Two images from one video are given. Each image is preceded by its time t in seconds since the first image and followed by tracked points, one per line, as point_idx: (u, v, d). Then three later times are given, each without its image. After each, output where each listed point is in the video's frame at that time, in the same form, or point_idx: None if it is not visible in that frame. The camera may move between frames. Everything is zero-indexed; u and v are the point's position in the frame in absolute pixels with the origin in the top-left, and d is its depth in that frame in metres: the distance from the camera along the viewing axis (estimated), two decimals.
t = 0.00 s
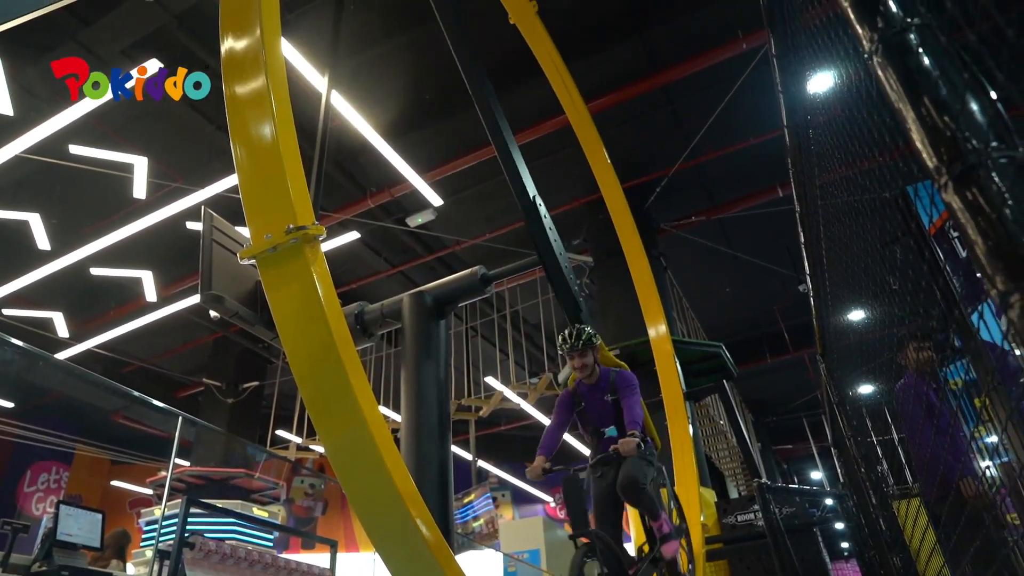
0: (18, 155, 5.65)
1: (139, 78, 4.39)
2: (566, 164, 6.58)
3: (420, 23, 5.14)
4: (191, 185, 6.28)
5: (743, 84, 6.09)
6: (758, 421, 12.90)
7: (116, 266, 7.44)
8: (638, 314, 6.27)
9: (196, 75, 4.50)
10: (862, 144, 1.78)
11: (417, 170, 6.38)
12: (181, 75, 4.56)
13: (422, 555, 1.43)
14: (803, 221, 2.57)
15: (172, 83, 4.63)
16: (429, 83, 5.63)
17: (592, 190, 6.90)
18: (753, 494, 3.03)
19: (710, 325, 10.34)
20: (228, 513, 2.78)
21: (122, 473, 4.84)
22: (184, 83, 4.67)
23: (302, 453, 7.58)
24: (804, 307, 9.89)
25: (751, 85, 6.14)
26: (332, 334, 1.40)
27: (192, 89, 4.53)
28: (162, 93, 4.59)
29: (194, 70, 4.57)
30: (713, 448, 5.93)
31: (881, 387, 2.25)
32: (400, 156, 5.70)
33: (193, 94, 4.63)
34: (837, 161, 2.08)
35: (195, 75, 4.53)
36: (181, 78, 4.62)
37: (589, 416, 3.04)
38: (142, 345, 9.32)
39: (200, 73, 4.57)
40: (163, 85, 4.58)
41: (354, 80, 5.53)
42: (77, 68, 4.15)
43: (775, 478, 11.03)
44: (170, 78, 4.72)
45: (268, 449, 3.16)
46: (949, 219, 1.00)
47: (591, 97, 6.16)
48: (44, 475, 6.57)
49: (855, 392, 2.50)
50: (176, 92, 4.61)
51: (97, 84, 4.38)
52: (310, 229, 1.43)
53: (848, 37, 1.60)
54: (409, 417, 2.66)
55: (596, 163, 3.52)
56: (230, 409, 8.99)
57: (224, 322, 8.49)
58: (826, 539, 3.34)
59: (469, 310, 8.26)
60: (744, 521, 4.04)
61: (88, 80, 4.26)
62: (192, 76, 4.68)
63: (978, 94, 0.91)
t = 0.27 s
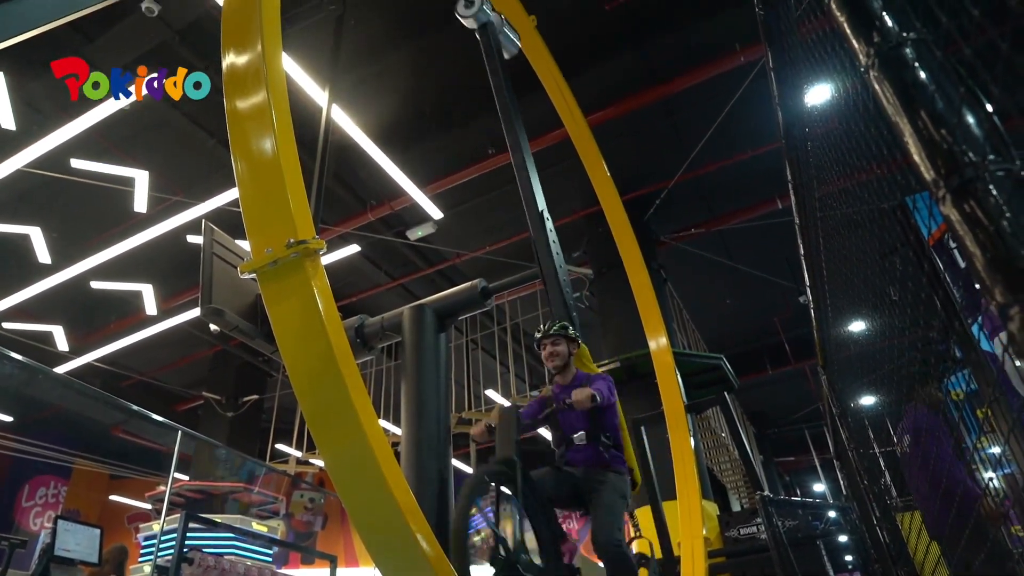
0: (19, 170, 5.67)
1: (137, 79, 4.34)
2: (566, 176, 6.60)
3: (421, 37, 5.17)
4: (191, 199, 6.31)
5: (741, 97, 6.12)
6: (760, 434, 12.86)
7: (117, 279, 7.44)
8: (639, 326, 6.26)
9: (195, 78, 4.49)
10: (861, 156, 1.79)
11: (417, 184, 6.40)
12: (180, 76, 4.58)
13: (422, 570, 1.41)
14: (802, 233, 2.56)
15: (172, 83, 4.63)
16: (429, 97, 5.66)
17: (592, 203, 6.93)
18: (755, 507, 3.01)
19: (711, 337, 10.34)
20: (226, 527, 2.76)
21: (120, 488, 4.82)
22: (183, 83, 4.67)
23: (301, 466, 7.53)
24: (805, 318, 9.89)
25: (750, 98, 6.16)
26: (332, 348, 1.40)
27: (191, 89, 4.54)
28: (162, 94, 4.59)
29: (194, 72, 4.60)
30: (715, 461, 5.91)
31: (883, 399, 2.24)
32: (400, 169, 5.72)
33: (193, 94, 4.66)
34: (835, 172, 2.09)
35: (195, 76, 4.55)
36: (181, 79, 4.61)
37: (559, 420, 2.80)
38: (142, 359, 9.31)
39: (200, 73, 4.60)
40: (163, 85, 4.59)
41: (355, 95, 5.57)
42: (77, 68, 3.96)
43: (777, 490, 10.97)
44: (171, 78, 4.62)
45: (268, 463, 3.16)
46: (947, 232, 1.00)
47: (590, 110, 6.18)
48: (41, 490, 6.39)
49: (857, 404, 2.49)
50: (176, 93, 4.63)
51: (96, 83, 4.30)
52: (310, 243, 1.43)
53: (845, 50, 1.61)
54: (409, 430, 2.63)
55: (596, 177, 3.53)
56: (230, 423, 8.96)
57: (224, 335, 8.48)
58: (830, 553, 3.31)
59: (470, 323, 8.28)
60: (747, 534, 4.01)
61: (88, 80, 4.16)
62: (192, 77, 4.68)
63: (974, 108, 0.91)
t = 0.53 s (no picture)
0: (20, 185, 5.69)
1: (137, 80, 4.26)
2: (566, 190, 6.62)
3: (421, 53, 5.21)
4: (192, 214, 6.33)
5: (740, 110, 6.16)
6: (762, 446, 12.81)
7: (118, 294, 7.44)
8: (640, 338, 6.25)
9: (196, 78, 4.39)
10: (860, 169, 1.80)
11: (417, 197, 6.42)
12: (181, 76, 4.47)
13: None
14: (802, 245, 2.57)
15: (172, 83, 4.50)
16: (430, 112, 5.69)
17: (592, 216, 6.95)
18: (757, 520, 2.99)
19: (712, 349, 10.32)
20: (226, 543, 2.74)
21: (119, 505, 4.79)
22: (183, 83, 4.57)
23: (301, 481, 7.48)
24: (805, 331, 9.89)
25: (748, 111, 6.19)
26: (332, 362, 1.40)
27: (191, 89, 4.44)
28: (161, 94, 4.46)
29: (194, 71, 4.52)
30: (717, 474, 5.88)
31: (886, 411, 2.23)
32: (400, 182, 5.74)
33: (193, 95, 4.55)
34: (834, 185, 2.09)
35: (195, 76, 4.45)
36: (181, 79, 4.52)
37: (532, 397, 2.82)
38: (142, 374, 9.30)
39: (201, 73, 4.50)
40: (162, 85, 4.46)
41: (356, 110, 5.60)
42: (78, 68, 3.84)
43: (781, 504, 10.90)
44: (172, 77, 4.51)
45: (269, 478, 3.15)
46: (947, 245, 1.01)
47: (589, 124, 6.21)
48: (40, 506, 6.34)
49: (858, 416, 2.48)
50: (176, 94, 4.48)
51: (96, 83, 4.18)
52: (311, 257, 1.44)
53: (842, 64, 1.62)
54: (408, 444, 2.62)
55: (596, 190, 3.55)
56: (230, 437, 8.93)
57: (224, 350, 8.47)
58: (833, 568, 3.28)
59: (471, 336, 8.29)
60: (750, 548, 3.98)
61: (87, 79, 4.05)
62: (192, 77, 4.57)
63: (971, 122, 0.92)
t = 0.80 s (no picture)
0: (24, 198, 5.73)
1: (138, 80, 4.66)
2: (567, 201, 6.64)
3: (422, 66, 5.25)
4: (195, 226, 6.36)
5: (740, 121, 6.17)
6: (766, 458, 12.76)
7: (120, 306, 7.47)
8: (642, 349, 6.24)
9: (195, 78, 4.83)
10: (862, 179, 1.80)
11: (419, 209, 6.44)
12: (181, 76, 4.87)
13: None
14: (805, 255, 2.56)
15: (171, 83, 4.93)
16: (431, 125, 5.72)
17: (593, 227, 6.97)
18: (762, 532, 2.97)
19: (714, 360, 10.31)
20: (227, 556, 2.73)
21: (120, 518, 4.79)
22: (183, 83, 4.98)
23: (302, 494, 7.45)
24: (808, 341, 9.87)
25: (748, 122, 6.21)
26: (334, 374, 1.39)
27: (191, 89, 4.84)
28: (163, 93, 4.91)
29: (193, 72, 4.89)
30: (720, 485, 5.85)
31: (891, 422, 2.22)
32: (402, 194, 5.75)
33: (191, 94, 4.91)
34: (837, 195, 2.09)
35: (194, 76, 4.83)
36: (181, 79, 4.91)
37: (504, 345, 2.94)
38: (144, 386, 9.31)
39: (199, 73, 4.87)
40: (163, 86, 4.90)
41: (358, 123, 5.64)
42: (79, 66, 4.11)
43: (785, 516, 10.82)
44: (171, 78, 4.94)
45: (270, 490, 3.15)
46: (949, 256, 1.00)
47: (590, 135, 6.24)
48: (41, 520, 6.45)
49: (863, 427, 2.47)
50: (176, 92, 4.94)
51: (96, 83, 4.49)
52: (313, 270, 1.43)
53: (843, 75, 1.62)
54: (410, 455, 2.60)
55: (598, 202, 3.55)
56: (231, 449, 8.92)
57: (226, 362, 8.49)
58: None
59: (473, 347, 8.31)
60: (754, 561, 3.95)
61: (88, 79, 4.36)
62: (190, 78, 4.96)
63: (971, 133, 0.92)
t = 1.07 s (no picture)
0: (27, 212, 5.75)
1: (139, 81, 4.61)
2: (568, 213, 6.66)
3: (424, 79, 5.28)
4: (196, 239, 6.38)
5: (741, 133, 6.19)
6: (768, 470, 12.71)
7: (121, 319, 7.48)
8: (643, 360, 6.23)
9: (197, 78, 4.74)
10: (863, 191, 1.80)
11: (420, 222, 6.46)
12: (181, 76, 4.80)
13: None
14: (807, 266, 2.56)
15: (173, 83, 4.84)
16: (432, 137, 5.75)
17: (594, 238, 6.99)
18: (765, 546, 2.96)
19: (716, 372, 10.29)
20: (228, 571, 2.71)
21: (120, 532, 4.77)
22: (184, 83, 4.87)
23: (303, 507, 7.42)
24: (810, 352, 9.86)
25: (749, 134, 6.23)
26: (336, 387, 1.39)
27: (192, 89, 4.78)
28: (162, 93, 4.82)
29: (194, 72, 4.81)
30: (723, 498, 5.82)
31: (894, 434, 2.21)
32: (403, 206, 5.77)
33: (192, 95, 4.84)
34: (838, 207, 2.10)
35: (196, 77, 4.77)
36: (182, 80, 4.84)
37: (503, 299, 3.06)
38: (144, 399, 9.29)
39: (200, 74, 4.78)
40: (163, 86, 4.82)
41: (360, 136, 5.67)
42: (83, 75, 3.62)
43: (788, 529, 10.75)
44: (172, 78, 4.83)
45: (271, 504, 3.14)
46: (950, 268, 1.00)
47: (591, 147, 6.26)
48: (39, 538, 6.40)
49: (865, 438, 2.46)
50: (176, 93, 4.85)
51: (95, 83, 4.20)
52: (315, 283, 1.43)
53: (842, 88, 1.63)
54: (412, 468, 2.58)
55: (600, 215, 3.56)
56: (232, 463, 8.89)
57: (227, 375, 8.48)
58: None
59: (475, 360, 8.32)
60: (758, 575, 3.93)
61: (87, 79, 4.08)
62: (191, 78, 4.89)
63: (971, 146, 0.92)
